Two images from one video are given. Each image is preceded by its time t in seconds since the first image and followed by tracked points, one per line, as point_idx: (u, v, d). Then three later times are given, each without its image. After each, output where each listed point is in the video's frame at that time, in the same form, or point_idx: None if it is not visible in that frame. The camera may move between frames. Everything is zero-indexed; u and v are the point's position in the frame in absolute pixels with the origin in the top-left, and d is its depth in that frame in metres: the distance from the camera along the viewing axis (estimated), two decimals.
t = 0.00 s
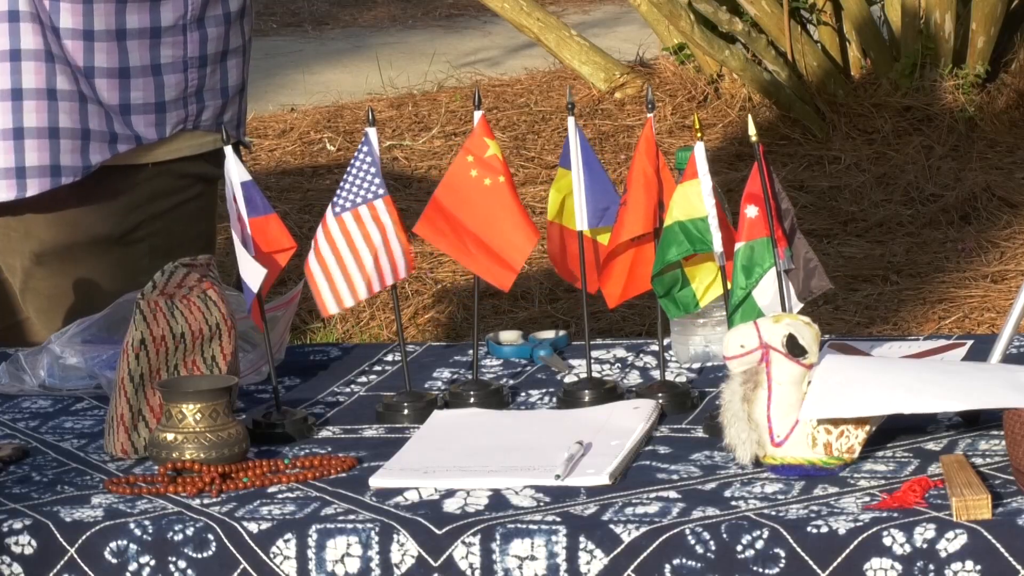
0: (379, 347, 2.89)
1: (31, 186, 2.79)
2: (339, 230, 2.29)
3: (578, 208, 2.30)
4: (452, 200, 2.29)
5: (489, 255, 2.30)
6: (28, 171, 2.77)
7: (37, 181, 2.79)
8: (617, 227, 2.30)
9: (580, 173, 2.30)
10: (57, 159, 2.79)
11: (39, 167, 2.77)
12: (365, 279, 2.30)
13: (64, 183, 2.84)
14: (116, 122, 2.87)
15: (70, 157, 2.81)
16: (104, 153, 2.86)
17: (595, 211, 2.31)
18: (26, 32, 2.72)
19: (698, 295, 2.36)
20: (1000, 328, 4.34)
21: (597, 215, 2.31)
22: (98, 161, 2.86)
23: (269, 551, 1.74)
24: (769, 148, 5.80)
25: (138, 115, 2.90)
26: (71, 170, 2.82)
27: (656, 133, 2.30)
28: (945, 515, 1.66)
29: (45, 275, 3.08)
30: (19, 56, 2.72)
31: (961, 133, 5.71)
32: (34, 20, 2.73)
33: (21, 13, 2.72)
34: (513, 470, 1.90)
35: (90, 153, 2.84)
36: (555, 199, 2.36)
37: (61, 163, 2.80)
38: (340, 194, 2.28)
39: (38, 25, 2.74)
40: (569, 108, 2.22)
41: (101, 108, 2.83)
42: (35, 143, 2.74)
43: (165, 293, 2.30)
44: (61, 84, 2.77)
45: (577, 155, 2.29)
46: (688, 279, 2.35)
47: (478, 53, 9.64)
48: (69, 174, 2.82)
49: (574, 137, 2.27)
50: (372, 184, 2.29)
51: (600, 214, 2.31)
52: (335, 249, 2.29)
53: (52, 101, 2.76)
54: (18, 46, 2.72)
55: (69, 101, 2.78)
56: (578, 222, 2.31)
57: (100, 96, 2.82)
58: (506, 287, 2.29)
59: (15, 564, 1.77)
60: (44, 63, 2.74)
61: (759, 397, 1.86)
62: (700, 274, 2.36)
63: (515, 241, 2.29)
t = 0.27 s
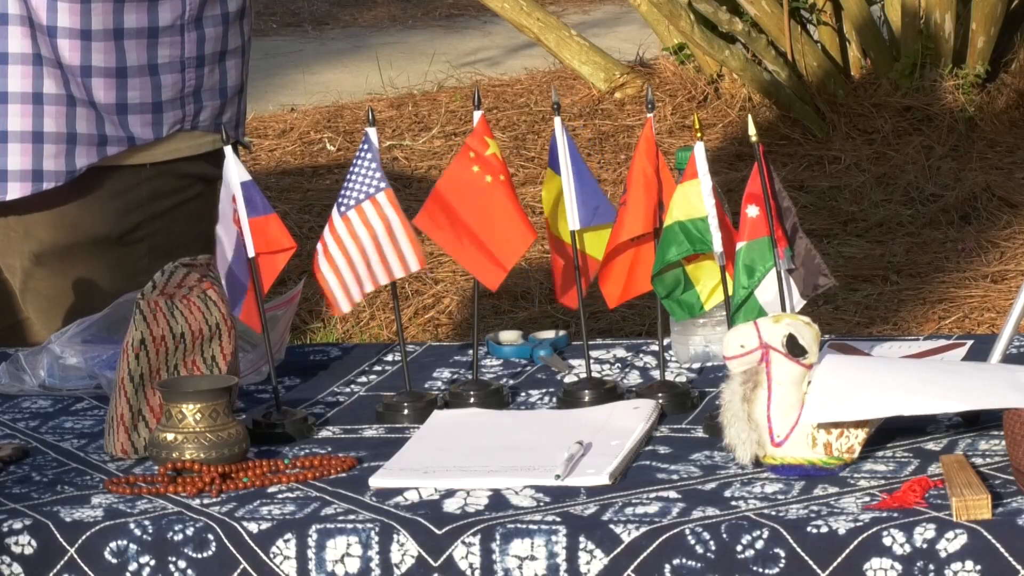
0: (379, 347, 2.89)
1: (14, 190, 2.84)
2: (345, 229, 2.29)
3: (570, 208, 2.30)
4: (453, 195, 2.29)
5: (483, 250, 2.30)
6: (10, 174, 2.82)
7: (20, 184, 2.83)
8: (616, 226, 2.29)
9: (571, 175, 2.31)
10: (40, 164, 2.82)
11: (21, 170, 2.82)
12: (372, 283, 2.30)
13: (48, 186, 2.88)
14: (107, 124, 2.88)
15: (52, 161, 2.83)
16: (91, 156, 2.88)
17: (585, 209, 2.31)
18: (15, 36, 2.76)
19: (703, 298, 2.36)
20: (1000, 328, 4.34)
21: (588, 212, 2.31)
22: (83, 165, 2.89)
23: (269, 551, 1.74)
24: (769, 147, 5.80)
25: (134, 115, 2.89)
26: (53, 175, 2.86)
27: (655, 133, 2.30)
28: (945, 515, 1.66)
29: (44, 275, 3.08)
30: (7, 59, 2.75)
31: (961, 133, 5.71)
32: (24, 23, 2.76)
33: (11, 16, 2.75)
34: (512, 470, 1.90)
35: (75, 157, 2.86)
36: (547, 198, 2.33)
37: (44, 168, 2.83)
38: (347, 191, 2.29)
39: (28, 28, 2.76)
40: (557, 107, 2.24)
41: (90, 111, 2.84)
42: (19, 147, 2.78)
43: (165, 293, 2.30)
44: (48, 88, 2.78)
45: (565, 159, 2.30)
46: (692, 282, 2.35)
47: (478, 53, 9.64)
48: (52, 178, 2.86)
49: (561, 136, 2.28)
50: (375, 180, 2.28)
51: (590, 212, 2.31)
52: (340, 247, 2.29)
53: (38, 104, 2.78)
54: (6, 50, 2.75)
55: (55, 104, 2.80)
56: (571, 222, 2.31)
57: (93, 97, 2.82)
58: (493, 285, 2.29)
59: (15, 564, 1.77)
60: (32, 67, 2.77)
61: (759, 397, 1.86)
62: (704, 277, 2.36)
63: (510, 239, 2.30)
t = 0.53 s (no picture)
0: (378, 347, 2.89)
1: (31, 184, 2.80)
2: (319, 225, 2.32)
3: (570, 208, 2.30)
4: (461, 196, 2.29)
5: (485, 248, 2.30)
6: (25, 170, 2.78)
7: (36, 179, 2.80)
8: (615, 227, 2.29)
9: (572, 174, 2.30)
10: (54, 159, 2.79)
11: (36, 165, 2.78)
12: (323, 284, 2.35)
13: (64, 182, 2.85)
14: (113, 122, 2.86)
15: (67, 156, 2.80)
16: (101, 152, 2.86)
17: (585, 211, 2.31)
18: (22, 32, 2.73)
19: (703, 296, 2.35)
20: (1000, 328, 4.34)
21: (588, 212, 2.31)
22: (95, 161, 2.86)
23: (269, 551, 1.74)
24: (768, 147, 5.80)
25: (136, 115, 2.89)
26: (68, 169, 2.82)
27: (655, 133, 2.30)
28: (944, 515, 1.66)
29: (44, 275, 3.07)
30: (17, 55, 2.74)
31: (961, 133, 5.71)
32: (28, 19, 2.74)
33: (18, 12, 2.73)
34: (513, 470, 1.90)
35: (86, 152, 2.84)
36: (546, 199, 2.34)
37: (58, 162, 2.80)
38: (332, 187, 2.29)
39: (34, 24, 2.74)
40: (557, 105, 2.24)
41: (97, 108, 2.83)
42: (33, 142, 2.75)
43: (165, 293, 2.29)
44: (58, 84, 2.77)
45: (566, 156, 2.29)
46: (692, 280, 2.36)
47: (477, 53, 9.63)
48: (67, 173, 2.83)
49: (562, 135, 2.28)
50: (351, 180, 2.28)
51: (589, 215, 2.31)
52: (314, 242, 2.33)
53: (49, 100, 2.76)
54: (15, 46, 2.74)
55: (65, 100, 2.78)
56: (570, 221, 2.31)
57: (96, 95, 2.81)
58: (503, 284, 2.32)
59: (15, 564, 1.77)
60: (42, 63, 2.75)
61: (759, 396, 1.86)
62: (704, 275, 2.36)
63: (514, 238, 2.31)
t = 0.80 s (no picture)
0: (378, 347, 2.89)
1: (33, 183, 2.79)
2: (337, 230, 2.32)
3: (570, 207, 2.31)
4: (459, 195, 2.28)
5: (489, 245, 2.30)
6: (29, 168, 2.77)
7: (38, 178, 2.79)
8: (615, 227, 2.29)
9: (572, 173, 2.31)
10: (57, 158, 2.79)
11: (39, 164, 2.77)
12: (351, 289, 2.32)
13: (65, 182, 2.83)
14: (114, 122, 2.86)
15: (69, 155, 2.80)
16: (103, 153, 2.85)
17: (586, 210, 2.32)
18: (27, 31, 2.72)
19: (706, 301, 2.35)
20: (1000, 328, 4.34)
21: (589, 212, 2.32)
22: (97, 161, 2.85)
23: (269, 551, 1.74)
24: (769, 147, 5.80)
25: (136, 115, 2.89)
26: (71, 169, 2.82)
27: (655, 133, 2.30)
28: (944, 515, 1.66)
29: (45, 275, 3.07)
30: (20, 54, 2.73)
31: (961, 133, 5.71)
32: (33, 19, 2.73)
33: (22, 11, 2.72)
34: (513, 470, 1.90)
35: (89, 152, 2.83)
36: (542, 197, 2.35)
37: (61, 161, 2.80)
38: (340, 192, 2.30)
39: (38, 24, 2.73)
40: (557, 105, 2.23)
41: (99, 108, 2.83)
42: (34, 142, 2.74)
43: (165, 293, 2.30)
44: (61, 83, 2.77)
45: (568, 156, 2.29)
46: (694, 284, 2.35)
47: (477, 53, 9.63)
48: (69, 172, 2.82)
49: (562, 135, 2.27)
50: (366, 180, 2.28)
51: (591, 214, 2.32)
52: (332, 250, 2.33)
53: (51, 99, 2.76)
54: (19, 44, 2.72)
55: (68, 100, 2.78)
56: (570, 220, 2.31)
57: (98, 95, 2.81)
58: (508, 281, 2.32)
59: (15, 564, 1.77)
60: (45, 62, 2.75)
61: (759, 396, 1.86)
62: (705, 279, 2.35)
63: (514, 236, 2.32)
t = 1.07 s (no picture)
0: (379, 347, 2.89)
1: (20, 185, 2.79)
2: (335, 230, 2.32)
3: (572, 209, 2.30)
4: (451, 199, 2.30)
5: (483, 250, 2.31)
6: (16, 170, 2.78)
7: (26, 180, 2.79)
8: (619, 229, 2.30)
9: (572, 173, 2.30)
10: (45, 160, 2.78)
11: (27, 166, 2.77)
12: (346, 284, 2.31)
13: (53, 184, 2.83)
14: (108, 123, 2.84)
15: (57, 158, 2.79)
16: (93, 154, 2.85)
17: (585, 211, 2.31)
18: (18, 32, 2.72)
19: (702, 298, 2.35)
20: (1000, 328, 4.34)
21: (589, 215, 2.31)
22: (86, 163, 2.85)
23: (269, 551, 1.74)
24: (768, 147, 5.80)
25: (133, 115, 2.86)
26: (59, 172, 2.81)
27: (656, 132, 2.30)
28: (944, 515, 1.66)
29: (45, 275, 3.07)
30: (11, 55, 2.73)
31: (961, 133, 5.71)
32: (26, 21, 2.72)
33: (13, 13, 2.72)
34: (513, 470, 1.90)
35: (79, 154, 2.82)
36: (543, 195, 2.35)
37: (49, 164, 2.79)
38: (340, 191, 2.30)
39: (30, 26, 2.73)
40: (557, 106, 2.24)
41: (92, 109, 2.81)
42: (24, 143, 2.74)
43: (165, 293, 2.31)
44: (52, 85, 2.76)
45: (568, 155, 2.29)
46: (691, 282, 2.35)
47: (477, 53, 9.64)
48: (57, 175, 2.81)
49: (562, 134, 2.27)
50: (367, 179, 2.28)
51: (589, 216, 2.31)
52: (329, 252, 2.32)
53: (42, 101, 2.75)
54: (10, 46, 2.72)
55: (59, 101, 2.77)
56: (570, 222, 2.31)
57: (93, 96, 2.78)
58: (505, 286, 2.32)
59: (15, 564, 1.77)
60: (36, 64, 2.74)
61: (759, 396, 1.86)
62: (703, 277, 2.35)
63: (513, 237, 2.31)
